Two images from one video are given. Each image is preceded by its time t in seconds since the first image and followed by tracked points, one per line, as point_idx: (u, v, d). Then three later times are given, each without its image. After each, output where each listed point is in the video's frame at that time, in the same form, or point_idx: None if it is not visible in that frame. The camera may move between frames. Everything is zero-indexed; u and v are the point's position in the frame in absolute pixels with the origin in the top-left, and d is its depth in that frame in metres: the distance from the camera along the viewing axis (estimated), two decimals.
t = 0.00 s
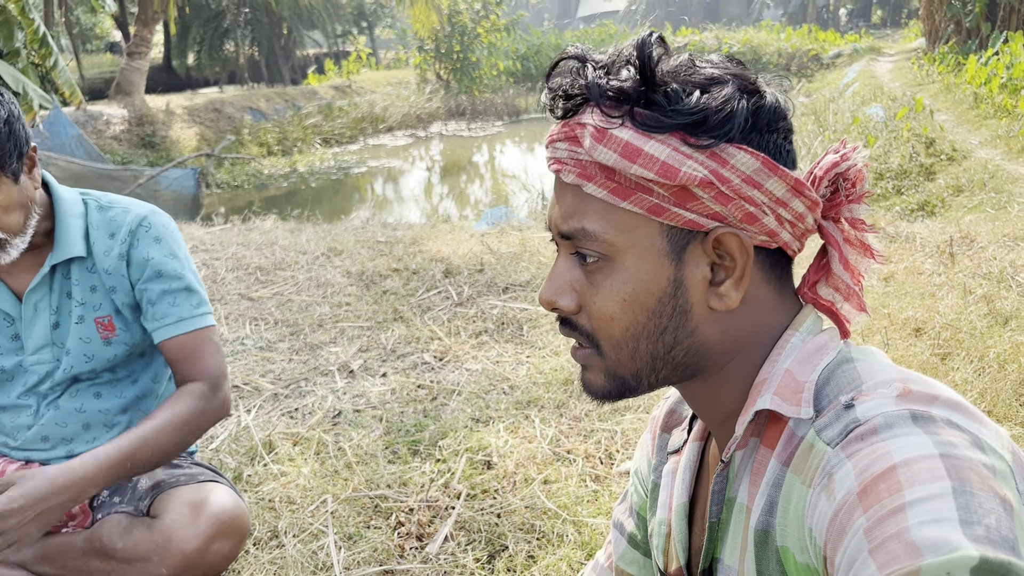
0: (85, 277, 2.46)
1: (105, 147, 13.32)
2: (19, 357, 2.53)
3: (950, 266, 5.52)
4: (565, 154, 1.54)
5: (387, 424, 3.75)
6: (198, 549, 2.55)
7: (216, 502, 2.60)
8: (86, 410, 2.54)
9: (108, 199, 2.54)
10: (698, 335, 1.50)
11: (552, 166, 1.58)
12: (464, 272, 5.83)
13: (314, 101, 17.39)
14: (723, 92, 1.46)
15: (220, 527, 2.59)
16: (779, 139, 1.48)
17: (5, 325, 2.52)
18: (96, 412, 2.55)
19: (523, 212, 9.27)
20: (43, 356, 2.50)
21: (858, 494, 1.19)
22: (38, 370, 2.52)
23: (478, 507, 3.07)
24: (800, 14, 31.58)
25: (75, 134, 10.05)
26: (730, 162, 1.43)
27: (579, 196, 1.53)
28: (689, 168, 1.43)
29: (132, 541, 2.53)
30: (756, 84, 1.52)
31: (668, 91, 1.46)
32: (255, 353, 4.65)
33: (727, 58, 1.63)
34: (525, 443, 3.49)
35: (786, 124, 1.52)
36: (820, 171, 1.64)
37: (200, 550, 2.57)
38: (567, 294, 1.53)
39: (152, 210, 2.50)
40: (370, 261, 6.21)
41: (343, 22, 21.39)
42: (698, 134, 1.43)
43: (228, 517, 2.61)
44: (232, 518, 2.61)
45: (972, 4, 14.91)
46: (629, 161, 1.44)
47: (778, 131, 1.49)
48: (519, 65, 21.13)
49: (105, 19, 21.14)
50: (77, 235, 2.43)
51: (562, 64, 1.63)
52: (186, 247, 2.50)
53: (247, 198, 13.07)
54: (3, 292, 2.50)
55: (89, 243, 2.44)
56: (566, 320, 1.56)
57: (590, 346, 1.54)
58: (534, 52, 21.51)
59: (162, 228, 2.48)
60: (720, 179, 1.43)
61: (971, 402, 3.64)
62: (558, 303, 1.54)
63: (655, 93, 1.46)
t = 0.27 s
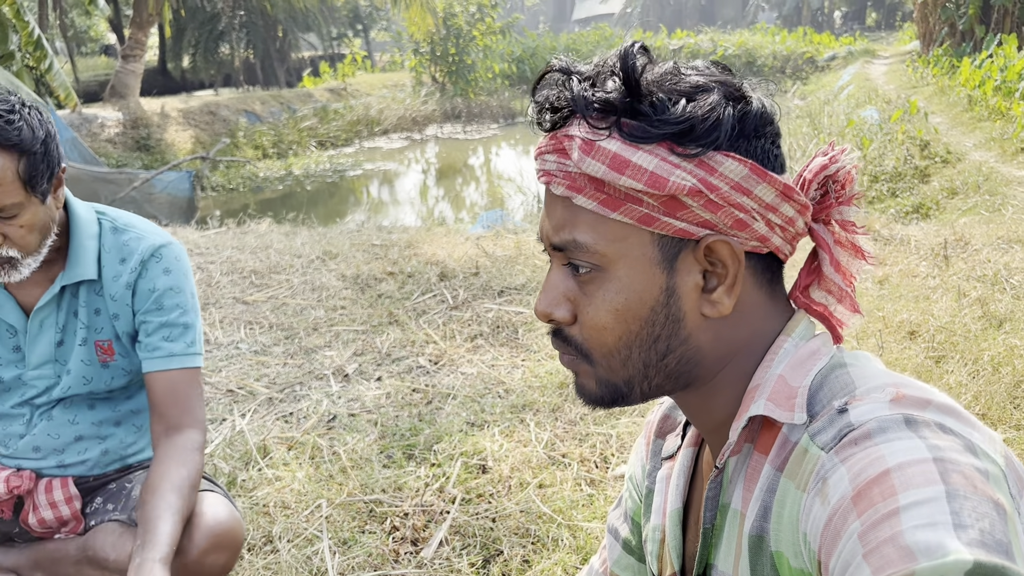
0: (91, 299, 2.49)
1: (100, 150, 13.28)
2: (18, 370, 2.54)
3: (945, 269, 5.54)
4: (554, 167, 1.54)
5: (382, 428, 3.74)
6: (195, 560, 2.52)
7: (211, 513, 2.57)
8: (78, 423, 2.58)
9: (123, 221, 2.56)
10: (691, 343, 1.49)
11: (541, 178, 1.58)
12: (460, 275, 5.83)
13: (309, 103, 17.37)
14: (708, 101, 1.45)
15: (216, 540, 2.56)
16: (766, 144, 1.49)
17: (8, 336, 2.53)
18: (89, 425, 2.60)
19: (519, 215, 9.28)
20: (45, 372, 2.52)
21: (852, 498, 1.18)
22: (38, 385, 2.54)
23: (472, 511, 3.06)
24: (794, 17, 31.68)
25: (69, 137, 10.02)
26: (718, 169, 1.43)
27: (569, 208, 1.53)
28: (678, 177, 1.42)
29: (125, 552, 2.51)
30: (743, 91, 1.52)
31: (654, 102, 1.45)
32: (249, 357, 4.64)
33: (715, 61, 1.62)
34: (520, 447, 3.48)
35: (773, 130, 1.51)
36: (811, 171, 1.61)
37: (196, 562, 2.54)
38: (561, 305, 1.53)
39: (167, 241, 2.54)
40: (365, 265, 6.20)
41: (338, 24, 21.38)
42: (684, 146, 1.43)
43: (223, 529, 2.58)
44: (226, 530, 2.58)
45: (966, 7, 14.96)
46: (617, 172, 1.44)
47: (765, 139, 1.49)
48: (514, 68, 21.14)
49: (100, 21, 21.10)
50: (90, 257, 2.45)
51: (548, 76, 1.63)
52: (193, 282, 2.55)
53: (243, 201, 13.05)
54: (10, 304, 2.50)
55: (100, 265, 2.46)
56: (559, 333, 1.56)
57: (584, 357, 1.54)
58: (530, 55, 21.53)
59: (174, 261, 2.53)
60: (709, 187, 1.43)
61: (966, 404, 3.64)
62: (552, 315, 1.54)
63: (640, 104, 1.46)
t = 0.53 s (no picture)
0: (97, 317, 2.51)
1: (95, 152, 13.26)
2: (21, 386, 2.55)
3: (939, 272, 5.55)
4: (584, 149, 1.51)
5: (376, 432, 3.74)
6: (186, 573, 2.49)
7: (205, 525, 2.55)
8: (73, 439, 2.59)
9: (133, 237, 2.59)
10: (714, 336, 1.49)
11: (566, 164, 1.54)
12: (455, 278, 5.83)
13: (305, 106, 17.36)
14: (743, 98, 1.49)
15: (206, 552, 2.53)
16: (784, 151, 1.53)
17: (12, 352, 2.54)
18: (84, 441, 2.61)
19: (515, 217, 9.28)
20: (49, 388, 2.53)
21: (841, 505, 1.19)
22: (41, 401, 2.54)
23: (467, 516, 3.06)
24: (790, 19, 31.75)
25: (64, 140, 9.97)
26: (755, 162, 1.46)
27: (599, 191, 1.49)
28: (722, 164, 1.44)
29: (116, 560, 2.50)
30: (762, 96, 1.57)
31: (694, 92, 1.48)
32: (244, 361, 4.64)
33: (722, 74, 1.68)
34: (515, 451, 3.48)
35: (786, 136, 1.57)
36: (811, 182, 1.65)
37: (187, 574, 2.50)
38: (580, 296, 1.48)
39: (175, 258, 2.57)
40: (361, 268, 6.20)
41: (334, 27, 21.37)
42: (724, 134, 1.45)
43: (215, 540, 2.55)
44: (219, 541, 2.56)
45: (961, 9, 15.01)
46: (666, 152, 1.44)
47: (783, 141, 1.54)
48: (510, 70, 21.15)
49: (95, 23, 21.06)
50: (101, 275, 2.47)
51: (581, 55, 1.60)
52: (197, 299, 2.57)
53: (238, 204, 13.03)
54: (17, 320, 2.49)
55: (109, 283, 2.48)
56: (573, 327, 1.50)
57: (600, 352, 1.49)
58: (526, 57, 21.56)
59: (181, 278, 2.56)
60: (747, 178, 1.45)
61: (960, 408, 3.65)
62: (571, 306, 1.48)
63: (681, 92, 1.48)
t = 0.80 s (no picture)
0: (103, 322, 2.52)
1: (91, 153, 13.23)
2: (28, 395, 2.52)
3: (934, 272, 5.57)
4: (645, 116, 1.48)
5: (372, 431, 3.74)
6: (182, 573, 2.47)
7: (202, 525, 2.54)
8: (76, 443, 2.61)
9: (137, 239, 2.60)
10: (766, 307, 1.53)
11: (621, 137, 1.49)
12: (451, 278, 5.83)
13: (302, 106, 17.35)
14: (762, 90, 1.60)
15: (203, 551, 2.51)
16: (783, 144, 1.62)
17: (19, 359, 2.53)
18: (86, 444, 2.62)
19: (511, 218, 9.29)
20: (58, 395, 2.53)
21: (849, 499, 1.19)
22: (49, 408, 2.53)
23: (462, 514, 3.06)
24: (787, 21, 31.79)
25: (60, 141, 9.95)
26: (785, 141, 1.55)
27: (668, 160, 1.47)
28: (776, 134, 1.51)
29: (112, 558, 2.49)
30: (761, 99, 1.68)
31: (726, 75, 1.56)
32: (239, 361, 4.63)
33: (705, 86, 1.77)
34: (511, 450, 3.48)
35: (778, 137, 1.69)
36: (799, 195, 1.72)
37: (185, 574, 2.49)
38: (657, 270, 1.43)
39: (180, 257, 2.58)
40: (357, 268, 6.20)
41: (331, 27, 21.35)
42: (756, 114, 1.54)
43: (212, 540, 2.54)
44: (215, 541, 2.54)
45: (957, 12, 15.04)
46: (741, 117, 1.47)
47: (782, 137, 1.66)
48: (507, 71, 21.16)
49: (91, 24, 21.03)
50: (109, 281, 2.48)
51: (611, 34, 1.66)
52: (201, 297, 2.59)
53: (235, 204, 13.01)
54: (25, 330, 2.48)
55: (116, 289, 2.49)
56: (648, 304, 1.44)
57: (681, 330, 1.43)
58: (523, 58, 21.57)
59: (186, 277, 2.57)
60: (788, 152, 1.53)
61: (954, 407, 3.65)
62: (650, 281, 1.43)
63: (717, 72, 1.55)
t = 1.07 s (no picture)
0: (99, 330, 2.51)
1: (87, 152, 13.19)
2: (22, 401, 2.51)
3: (930, 274, 5.57)
4: (579, 161, 1.48)
5: (366, 432, 3.73)
6: None
7: (193, 529, 2.52)
8: (67, 447, 2.60)
9: (136, 246, 2.59)
10: (734, 328, 1.50)
11: (558, 181, 1.51)
12: (447, 279, 5.82)
13: (299, 106, 17.34)
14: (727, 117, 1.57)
15: (195, 555, 2.50)
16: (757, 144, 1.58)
17: (13, 365, 2.52)
18: (78, 449, 2.61)
19: (509, 218, 9.28)
20: (51, 402, 2.51)
21: (849, 502, 1.18)
22: (42, 414, 2.52)
23: (456, 516, 3.05)
24: (784, 22, 31.91)
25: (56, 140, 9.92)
26: (743, 145, 1.48)
27: (603, 200, 1.46)
28: (720, 150, 1.44)
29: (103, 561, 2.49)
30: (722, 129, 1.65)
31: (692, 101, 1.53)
32: (234, 361, 4.62)
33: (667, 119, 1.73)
34: (505, 451, 3.47)
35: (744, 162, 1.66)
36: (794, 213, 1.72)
37: None
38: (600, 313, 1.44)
39: (179, 265, 2.57)
40: (353, 268, 6.19)
41: (329, 27, 21.33)
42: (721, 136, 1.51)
43: (204, 544, 2.53)
44: (207, 545, 2.53)
45: (954, 14, 15.05)
46: (669, 148, 1.42)
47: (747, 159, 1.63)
48: (505, 72, 21.17)
49: (88, 22, 20.99)
50: (107, 289, 2.47)
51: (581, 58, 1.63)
52: (199, 306, 2.58)
53: (231, 204, 12.99)
54: (19, 336, 2.48)
55: (113, 298, 2.48)
56: (599, 345, 1.46)
57: (634, 367, 1.45)
58: (521, 59, 21.59)
59: (184, 285, 2.56)
60: (744, 161, 1.47)
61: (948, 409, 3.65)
62: (595, 325, 1.44)
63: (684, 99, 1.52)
